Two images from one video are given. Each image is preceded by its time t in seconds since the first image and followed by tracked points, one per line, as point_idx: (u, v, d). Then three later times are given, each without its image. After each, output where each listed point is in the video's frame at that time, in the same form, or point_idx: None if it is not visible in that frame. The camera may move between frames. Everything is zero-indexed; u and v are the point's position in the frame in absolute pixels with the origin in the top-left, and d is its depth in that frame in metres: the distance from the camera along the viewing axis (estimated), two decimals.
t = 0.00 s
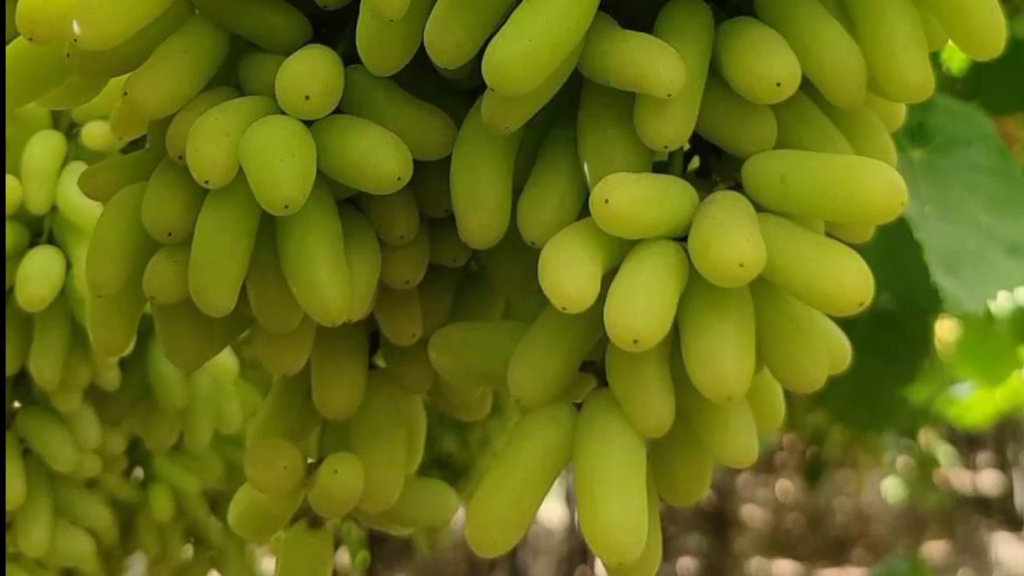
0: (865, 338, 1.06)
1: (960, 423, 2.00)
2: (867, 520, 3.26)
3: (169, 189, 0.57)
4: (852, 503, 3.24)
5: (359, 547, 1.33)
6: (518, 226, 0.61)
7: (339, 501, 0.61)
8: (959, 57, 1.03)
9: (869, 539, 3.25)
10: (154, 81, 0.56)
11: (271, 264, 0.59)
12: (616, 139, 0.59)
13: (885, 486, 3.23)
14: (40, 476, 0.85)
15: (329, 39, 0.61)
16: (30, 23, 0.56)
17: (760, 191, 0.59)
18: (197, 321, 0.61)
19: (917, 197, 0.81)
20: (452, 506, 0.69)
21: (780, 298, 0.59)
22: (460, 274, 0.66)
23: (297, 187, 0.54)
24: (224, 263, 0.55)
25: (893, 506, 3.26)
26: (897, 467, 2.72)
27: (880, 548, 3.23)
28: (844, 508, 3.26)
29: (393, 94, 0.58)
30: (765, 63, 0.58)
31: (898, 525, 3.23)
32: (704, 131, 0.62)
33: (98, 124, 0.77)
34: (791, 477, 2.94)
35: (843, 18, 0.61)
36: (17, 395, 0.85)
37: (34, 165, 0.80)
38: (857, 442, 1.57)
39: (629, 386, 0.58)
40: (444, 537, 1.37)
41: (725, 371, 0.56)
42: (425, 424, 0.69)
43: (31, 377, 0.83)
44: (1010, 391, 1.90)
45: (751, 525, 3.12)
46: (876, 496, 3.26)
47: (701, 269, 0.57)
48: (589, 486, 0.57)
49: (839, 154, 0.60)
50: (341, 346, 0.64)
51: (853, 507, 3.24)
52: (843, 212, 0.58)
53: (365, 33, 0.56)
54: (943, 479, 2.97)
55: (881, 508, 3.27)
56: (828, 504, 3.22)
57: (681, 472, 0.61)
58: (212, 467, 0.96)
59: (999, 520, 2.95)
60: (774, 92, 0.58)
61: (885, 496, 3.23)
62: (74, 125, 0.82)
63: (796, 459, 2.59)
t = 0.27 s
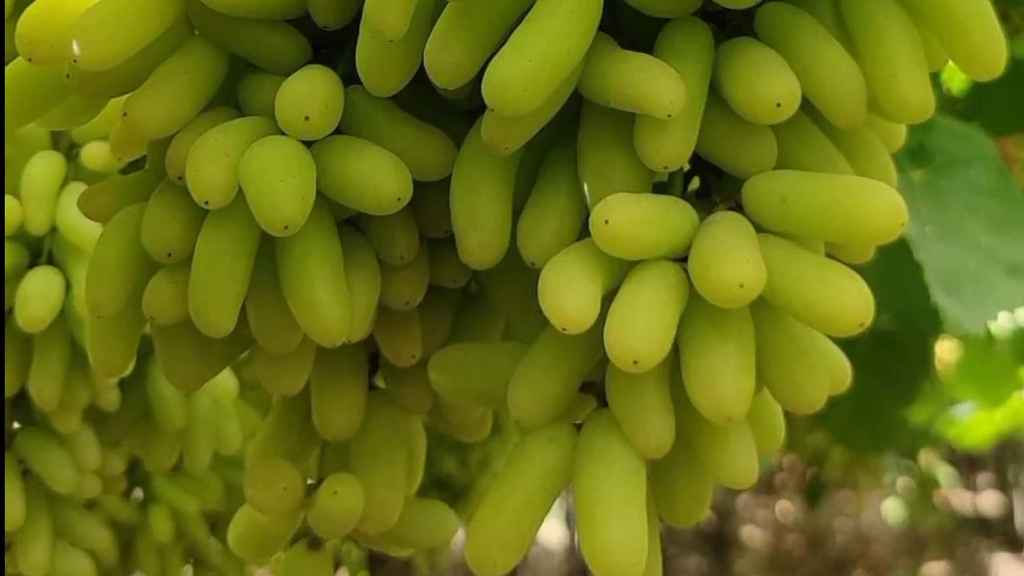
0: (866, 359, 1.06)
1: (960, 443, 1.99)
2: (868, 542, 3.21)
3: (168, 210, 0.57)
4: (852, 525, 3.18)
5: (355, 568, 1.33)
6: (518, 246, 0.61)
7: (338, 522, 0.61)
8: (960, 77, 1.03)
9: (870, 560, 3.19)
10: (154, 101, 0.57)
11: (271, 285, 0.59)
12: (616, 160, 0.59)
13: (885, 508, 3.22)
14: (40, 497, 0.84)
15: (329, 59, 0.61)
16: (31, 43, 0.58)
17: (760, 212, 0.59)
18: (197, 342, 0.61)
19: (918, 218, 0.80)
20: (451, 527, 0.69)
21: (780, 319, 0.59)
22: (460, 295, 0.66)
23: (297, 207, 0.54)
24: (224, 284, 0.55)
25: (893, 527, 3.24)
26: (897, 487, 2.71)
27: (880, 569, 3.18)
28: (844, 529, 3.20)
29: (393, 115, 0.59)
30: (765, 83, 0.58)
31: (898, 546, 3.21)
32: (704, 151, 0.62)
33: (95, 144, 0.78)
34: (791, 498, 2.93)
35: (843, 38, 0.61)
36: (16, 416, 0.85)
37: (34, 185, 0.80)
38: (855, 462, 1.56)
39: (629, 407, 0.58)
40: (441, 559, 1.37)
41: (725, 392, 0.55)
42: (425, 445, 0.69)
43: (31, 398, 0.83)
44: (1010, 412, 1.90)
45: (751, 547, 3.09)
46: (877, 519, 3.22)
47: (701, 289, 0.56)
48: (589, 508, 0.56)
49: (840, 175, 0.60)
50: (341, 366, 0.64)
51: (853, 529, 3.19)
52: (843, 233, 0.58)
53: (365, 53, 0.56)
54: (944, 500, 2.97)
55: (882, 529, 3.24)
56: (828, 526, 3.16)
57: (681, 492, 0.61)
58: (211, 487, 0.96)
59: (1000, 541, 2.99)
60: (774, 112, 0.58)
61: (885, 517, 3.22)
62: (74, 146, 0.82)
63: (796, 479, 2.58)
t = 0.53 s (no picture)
0: (865, 380, 1.06)
1: (959, 464, 1.98)
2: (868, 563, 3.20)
3: (168, 230, 0.57)
4: (852, 545, 3.18)
5: None
6: (518, 267, 0.61)
7: (338, 543, 0.61)
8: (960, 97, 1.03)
9: None
10: (154, 121, 0.57)
11: (271, 305, 0.59)
12: (616, 181, 0.59)
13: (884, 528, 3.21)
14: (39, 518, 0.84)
15: (328, 80, 0.62)
16: (30, 64, 0.59)
17: (760, 233, 0.59)
18: (196, 363, 0.61)
19: (918, 239, 0.80)
20: (451, 548, 0.68)
21: (780, 340, 0.59)
22: (460, 316, 0.66)
23: (296, 228, 0.54)
24: (224, 304, 0.55)
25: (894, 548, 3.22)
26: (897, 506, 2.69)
27: None
28: (844, 549, 3.20)
29: (393, 135, 0.59)
30: (765, 103, 0.58)
31: (898, 567, 3.20)
32: (704, 172, 0.62)
33: (97, 165, 0.76)
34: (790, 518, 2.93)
35: (844, 59, 0.61)
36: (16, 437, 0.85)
37: (34, 206, 0.80)
38: (854, 483, 1.56)
39: (629, 428, 0.57)
40: None
41: (725, 413, 0.55)
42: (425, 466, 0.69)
43: (30, 419, 0.83)
44: (1010, 433, 1.88)
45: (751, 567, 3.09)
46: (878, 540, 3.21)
47: (701, 310, 0.56)
48: (589, 529, 0.56)
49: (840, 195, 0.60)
50: (341, 387, 0.64)
51: (853, 550, 3.19)
52: (843, 254, 0.58)
53: (365, 73, 0.57)
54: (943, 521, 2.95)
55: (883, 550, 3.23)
56: (829, 548, 3.15)
57: (681, 514, 0.60)
58: (211, 508, 0.95)
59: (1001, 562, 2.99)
60: (774, 132, 0.58)
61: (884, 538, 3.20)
62: (73, 166, 0.82)
63: (796, 500, 2.57)
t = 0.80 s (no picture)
0: (866, 402, 1.06)
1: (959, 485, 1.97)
2: None
3: (167, 251, 0.57)
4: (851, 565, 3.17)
5: None
6: (518, 288, 0.61)
7: (338, 564, 0.61)
8: (960, 118, 1.03)
9: None
10: (153, 142, 0.57)
11: (271, 326, 0.59)
12: (616, 202, 0.59)
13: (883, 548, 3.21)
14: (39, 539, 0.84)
15: (328, 100, 0.62)
16: (30, 85, 0.59)
17: (760, 254, 0.59)
18: (195, 383, 0.61)
19: (918, 260, 0.80)
20: (451, 569, 0.68)
21: (781, 361, 0.58)
22: (460, 336, 0.66)
23: (296, 249, 0.54)
24: (223, 325, 0.55)
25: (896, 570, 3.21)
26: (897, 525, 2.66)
27: None
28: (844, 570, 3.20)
29: (392, 156, 0.59)
30: (765, 124, 0.58)
31: None
32: (703, 192, 0.62)
33: (96, 186, 0.77)
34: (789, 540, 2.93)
35: (844, 80, 0.61)
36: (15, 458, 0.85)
37: (33, 226, 0.80)
38: (855, 504, 1.55)
39: (629, 449, 0.57)
40: None
41: (725, 434, 0.55)
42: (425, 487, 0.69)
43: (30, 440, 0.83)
44: (1011, 453, 1.88)
45: None
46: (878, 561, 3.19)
47: (701, 331, 0.56)
48: (589, 550, 0.56)
49: (841, 217, 0.60)
50: (340, 408, 0.64)
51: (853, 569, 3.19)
52: (843, 275, 0.58)
53: (365, 94, 0.57)
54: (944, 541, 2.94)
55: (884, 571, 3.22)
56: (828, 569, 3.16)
57: (682, 535, 0.60)
58: (210, 529, 0.95)
59: None
60: (774, 153, 0.58)
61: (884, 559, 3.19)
62: (73, 187, 0.82)
63: (796, 522, 2.55)
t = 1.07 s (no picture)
0: (867, 423, 1.05)
1: (960, 507, 1.96)
2: None
3: (166, 271, 0.57)
4: None
5: None
6: (518, 308, 0.61)
7: None
8: (961, 138, 1.03)
9: None
10: (153, 162, 0.57)
11: (270, 347, 0.59)
12: (616, 222, 0.59)
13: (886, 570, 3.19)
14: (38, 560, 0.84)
15: (328, 120, 0.62)
16: (29, 105, 0.59)
17: (760, 275, 0.59)
18: (194, 404, 0.61)
19: (919, 281, 0.80)
20: None
21: (781, 382, 0.58)
22: (460, 357, 0.66)
23: (296, 269, 0.54)
24: (223, 346, 0.55)
25: None
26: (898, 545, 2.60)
27: None
28: None
29: (392, 177, 0.59)
30: (765, 144, 0.58)
31: None
32: (704, 213, 0.62)
33: (95, 207, 0.77)
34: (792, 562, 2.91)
35: (845, 100, 0.61)
36: (15, 478, 0.86)
37: (32, 247, 0.80)
38: (856, 526, 1.54)
39: (628, 470, 0.57)
40: None
41: (725, 455, 0.55)
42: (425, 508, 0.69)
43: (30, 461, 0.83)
44: (1012, 474, 1.87)
45: None
46: None
47: (701, 352, 0.56)
48: (589, 571, 0.56)
49: (840, 237, 0.60)
50: (340, 428, 0.64)
51: None
52: (843, 295, 0.58)
53: (365, 115, 0.57)
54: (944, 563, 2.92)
55: None
56: None
57: (682, 556, 0.60)
58: (210, 550, 0.95)
59: None
60: (774, 173, 0.58)
61: None
62: (72, 208, 0.81)
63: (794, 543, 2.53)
